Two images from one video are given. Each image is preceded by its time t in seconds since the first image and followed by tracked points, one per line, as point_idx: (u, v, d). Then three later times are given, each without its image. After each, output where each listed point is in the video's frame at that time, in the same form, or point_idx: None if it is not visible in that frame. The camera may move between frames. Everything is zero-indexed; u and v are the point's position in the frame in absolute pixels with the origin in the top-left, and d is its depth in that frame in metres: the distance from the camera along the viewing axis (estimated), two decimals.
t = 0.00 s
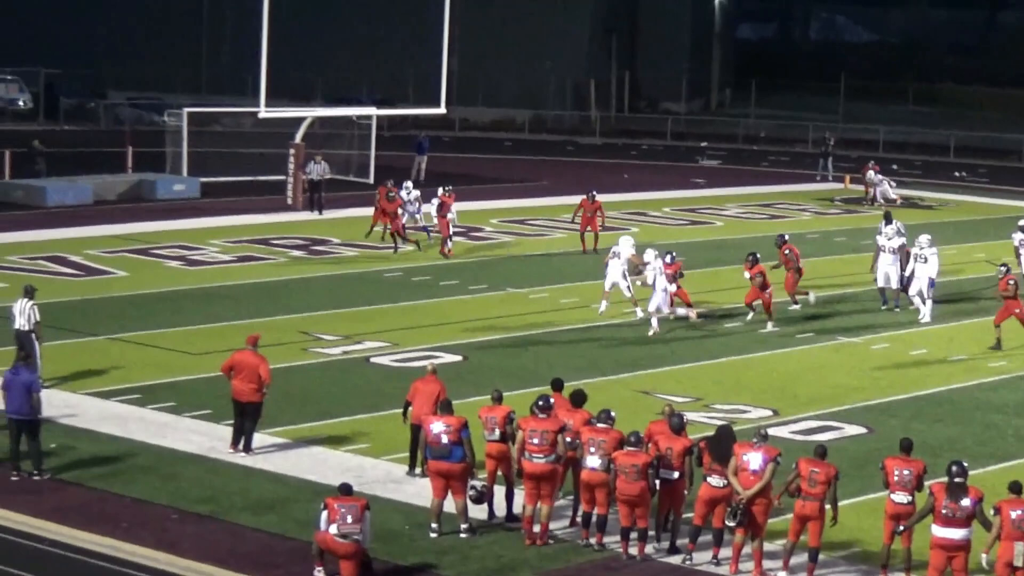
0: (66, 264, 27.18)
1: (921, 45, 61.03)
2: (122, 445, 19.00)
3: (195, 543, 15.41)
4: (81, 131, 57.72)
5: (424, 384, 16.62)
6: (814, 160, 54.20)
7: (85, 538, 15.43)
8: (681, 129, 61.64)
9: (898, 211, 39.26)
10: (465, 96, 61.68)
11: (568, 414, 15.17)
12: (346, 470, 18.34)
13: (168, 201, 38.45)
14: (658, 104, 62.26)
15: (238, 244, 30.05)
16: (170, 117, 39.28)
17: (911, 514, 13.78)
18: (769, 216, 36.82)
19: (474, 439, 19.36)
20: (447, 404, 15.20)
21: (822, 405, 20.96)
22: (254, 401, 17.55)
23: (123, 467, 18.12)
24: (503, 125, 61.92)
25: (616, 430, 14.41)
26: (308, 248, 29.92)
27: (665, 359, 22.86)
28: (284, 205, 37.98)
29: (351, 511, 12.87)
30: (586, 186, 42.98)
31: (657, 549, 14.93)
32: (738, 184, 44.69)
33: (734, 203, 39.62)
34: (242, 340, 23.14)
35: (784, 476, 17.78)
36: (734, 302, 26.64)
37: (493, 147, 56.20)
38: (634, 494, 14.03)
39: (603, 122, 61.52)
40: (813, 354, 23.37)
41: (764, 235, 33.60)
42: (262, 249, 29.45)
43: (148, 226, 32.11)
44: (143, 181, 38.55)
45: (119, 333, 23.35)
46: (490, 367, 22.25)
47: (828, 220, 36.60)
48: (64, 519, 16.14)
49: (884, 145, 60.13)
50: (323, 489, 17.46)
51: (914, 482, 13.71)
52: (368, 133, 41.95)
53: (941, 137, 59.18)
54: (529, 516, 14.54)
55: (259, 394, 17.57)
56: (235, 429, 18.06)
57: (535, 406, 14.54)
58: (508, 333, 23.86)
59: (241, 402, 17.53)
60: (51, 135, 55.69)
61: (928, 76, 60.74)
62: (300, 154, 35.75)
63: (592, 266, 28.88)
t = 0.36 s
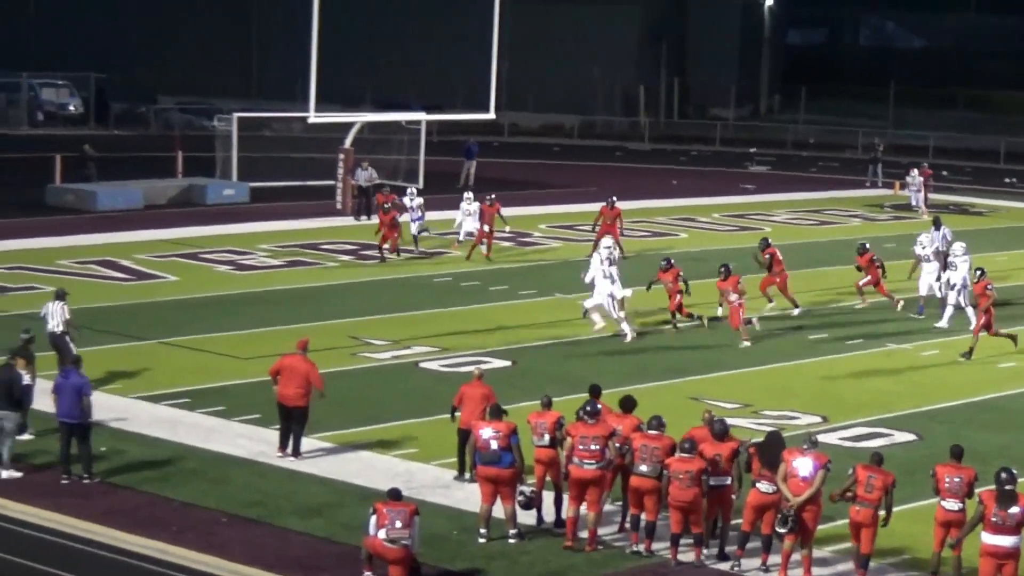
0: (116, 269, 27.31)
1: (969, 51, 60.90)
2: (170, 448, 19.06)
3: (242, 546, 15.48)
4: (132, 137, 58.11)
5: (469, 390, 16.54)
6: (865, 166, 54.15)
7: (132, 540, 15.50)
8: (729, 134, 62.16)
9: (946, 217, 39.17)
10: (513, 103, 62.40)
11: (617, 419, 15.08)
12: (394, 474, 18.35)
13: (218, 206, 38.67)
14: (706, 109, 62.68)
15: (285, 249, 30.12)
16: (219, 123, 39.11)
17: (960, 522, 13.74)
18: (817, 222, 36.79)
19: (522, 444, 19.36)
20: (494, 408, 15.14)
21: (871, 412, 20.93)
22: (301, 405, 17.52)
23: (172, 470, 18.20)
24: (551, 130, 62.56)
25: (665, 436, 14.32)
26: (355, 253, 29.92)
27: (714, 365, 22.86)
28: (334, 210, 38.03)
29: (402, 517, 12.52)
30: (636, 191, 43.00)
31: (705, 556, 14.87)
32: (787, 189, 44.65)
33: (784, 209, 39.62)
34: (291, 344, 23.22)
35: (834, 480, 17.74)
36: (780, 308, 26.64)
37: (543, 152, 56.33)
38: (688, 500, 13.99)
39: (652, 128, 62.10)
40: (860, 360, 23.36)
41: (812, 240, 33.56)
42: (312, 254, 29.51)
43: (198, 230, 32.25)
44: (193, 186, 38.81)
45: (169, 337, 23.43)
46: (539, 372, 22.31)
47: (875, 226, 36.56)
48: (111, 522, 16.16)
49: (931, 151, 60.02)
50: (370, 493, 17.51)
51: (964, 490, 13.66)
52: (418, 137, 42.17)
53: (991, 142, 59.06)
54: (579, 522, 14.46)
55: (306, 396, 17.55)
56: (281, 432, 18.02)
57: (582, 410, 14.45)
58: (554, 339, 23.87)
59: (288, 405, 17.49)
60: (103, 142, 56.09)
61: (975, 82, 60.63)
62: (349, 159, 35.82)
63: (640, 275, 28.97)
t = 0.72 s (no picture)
0: (193, 278, 27.45)
1: None
2: (246, 454, 18.25)
3: (320, 551, 14.65)
4: (208, 145, 58.52)
5: (539, 394, 16.22)
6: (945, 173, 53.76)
7: (203, 543, 14.69)
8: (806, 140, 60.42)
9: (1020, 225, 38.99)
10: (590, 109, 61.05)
11: (691, 426, 14.79)
12: (472, 481, 17.36)
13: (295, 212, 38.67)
14: (785, 117, 62.58)
15: (360, 251, 30.68)
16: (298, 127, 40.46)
17: None
18: (892, 230, 36.68)
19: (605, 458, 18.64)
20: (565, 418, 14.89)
21: (948, 420, 20.75)
22: (372, 411, 16.78)
23: (245, 472, 17.53)
24: (629, 138, 61.28)
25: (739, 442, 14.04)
26: (429, 257, 30.54)
27: (787, 374, 22.72)
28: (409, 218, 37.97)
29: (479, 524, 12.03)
30: (715, 199, 42.94)
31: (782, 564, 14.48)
32: (866, 196, 44.45)
33: (860, 216, 39.47)
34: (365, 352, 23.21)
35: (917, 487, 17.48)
36: (854, 316, 26.50)
37: (621, 159, 56.20)
38: (777, 509, 13.61)
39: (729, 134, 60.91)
40: (935, 369, 23.29)
41: (886, 249, 33.44)
42: (387, 260, 29.65)
43: (273, 237, 32.35)
44: (269, 194, 38.94)
45: (243, 345, 23.52)
46: (614, 380, 22.20)
47: (948, 234, 36.38)
48: (181, 508, 15.96)
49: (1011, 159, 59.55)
50: (448, 499, 16.57)
51: None
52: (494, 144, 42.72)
53: None
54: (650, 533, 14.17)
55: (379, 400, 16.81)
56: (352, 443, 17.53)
57: (651, 417, 14.16)
58: (629, 347, 23.96)
59: (359, 412, 16.73)
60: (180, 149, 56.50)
61: None
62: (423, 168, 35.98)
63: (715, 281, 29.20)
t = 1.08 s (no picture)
0: (256, 283, 27.61)
1: None
2: (310, 459, 18.11)
3: (382, 558, 14.55)
4: (270, 150, 59.05)
5: (595, 398, 16.16)
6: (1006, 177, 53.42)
7: (265, 552, 14.58)
8: (866, 147, 60.09)
9: None
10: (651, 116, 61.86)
11: (750, 433, 14.69)
12: (531, 487, 17.10)
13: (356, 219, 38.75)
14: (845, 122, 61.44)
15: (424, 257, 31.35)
16: (358, 136, 41.31)
17: None
18: (954, 235, 36.46)
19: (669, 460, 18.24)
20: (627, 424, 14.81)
21: (1010, 425, 20.49)
22: (429, 415, 16.75)
23: (305, 478, 17.36)
24: (689, 143, 62.18)
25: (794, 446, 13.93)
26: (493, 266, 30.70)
27: (848, 380, 22.62)
28: (468, 224, 37.97)
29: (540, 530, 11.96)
30: (776, 204, 42.84)
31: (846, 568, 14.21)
32: (928, 201, 44.23)
33: (922, 222, 39.28)
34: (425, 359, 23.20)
35: (984, 493, 17.17)
36: (917, 323, 26.39)
37: (680, 164, 56.20)
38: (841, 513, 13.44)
39: (789, 139, 60.74)
40: (997, 375, 23.05)
41: (947, 254, 33.25)
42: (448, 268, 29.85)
43: (334, 243, 32.46)
44: (332, 200, 38.94)
45: (305, 350, 23.61)
46: (674, 386, 22.07)
47: (1012, 238, 36.15)
48: (241, 511, 15.96)
49: None
50: (509, 505, 16.41)
51: None
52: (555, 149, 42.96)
53: None
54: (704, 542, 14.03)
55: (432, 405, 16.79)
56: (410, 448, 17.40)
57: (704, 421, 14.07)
58: (690, 352, 23.99)
59: (416, 418, 16.72)
60: (242, 155, 57.04)
61: None
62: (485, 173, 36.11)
63: (776, 287, 29.27)
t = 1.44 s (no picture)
0: (287, 286, 27.62)
1: None
2: (342, 463, 18.11)
3: (412, 562, 14.53)
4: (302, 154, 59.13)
5: (624, 401, 16.12)
6: None
7: (296, 555, 14.57)
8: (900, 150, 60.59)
9: None
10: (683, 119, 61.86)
11: (779, 437, 14.65)
12: (562, 492, 17.06)
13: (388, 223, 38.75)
14: (879, 126, 61.85)
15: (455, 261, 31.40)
16: (390, 140, 41.38)
17: None
18: (985, 239, 36.39)
19: (700, 464, 18.18)
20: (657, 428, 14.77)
21: None
22: (459, 420, 16.74)
23: (336, 481, 17.34)
24: (722, 147, 62.07)
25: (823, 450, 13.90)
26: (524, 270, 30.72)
27: (880, 384, 22.57)
28: (499, 228, 37.96)
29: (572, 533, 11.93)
30: (806, 208, 42.78)
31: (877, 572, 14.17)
32: (960, 206, 44.14)
33: (954, 226, 39.18)
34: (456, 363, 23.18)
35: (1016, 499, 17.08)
36: (949, 327, 26.34)
37: (713, 168, 56.00)
38: (873, 517, 13.40)
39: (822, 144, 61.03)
40: None
41: (977, 259, 33.18)
42: (480, 273, 29.87)
43: (364, 247, 32.49)
44: (363, 203, 38.95)
45: (338, 354, 23.58)
46: (705, 391, 21.99)
47: None
48: (272, 515, 15.96)
49: None
50: (540, 509, 16.39)
51: None
52: (587, 153, 43.14)
53: None
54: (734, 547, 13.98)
55: (461, 410, 16.78)
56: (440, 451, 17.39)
57: (730, 426, 14.04)
58: (722, 356, 23.96)
59: (446, 424, 16.71)
60: (274, 158, 57.13)
61: None
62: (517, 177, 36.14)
63: (809, 291, 29.27)
